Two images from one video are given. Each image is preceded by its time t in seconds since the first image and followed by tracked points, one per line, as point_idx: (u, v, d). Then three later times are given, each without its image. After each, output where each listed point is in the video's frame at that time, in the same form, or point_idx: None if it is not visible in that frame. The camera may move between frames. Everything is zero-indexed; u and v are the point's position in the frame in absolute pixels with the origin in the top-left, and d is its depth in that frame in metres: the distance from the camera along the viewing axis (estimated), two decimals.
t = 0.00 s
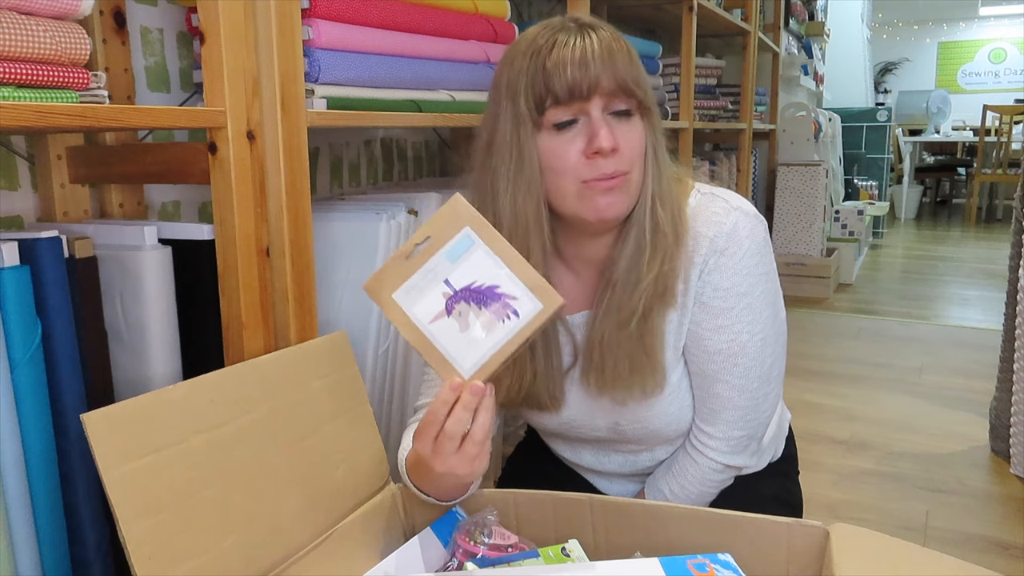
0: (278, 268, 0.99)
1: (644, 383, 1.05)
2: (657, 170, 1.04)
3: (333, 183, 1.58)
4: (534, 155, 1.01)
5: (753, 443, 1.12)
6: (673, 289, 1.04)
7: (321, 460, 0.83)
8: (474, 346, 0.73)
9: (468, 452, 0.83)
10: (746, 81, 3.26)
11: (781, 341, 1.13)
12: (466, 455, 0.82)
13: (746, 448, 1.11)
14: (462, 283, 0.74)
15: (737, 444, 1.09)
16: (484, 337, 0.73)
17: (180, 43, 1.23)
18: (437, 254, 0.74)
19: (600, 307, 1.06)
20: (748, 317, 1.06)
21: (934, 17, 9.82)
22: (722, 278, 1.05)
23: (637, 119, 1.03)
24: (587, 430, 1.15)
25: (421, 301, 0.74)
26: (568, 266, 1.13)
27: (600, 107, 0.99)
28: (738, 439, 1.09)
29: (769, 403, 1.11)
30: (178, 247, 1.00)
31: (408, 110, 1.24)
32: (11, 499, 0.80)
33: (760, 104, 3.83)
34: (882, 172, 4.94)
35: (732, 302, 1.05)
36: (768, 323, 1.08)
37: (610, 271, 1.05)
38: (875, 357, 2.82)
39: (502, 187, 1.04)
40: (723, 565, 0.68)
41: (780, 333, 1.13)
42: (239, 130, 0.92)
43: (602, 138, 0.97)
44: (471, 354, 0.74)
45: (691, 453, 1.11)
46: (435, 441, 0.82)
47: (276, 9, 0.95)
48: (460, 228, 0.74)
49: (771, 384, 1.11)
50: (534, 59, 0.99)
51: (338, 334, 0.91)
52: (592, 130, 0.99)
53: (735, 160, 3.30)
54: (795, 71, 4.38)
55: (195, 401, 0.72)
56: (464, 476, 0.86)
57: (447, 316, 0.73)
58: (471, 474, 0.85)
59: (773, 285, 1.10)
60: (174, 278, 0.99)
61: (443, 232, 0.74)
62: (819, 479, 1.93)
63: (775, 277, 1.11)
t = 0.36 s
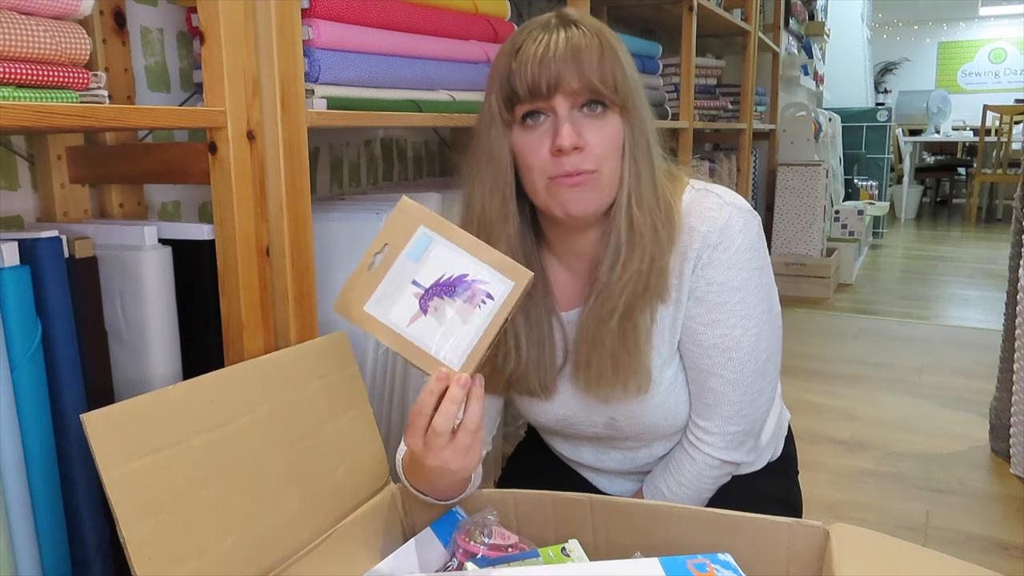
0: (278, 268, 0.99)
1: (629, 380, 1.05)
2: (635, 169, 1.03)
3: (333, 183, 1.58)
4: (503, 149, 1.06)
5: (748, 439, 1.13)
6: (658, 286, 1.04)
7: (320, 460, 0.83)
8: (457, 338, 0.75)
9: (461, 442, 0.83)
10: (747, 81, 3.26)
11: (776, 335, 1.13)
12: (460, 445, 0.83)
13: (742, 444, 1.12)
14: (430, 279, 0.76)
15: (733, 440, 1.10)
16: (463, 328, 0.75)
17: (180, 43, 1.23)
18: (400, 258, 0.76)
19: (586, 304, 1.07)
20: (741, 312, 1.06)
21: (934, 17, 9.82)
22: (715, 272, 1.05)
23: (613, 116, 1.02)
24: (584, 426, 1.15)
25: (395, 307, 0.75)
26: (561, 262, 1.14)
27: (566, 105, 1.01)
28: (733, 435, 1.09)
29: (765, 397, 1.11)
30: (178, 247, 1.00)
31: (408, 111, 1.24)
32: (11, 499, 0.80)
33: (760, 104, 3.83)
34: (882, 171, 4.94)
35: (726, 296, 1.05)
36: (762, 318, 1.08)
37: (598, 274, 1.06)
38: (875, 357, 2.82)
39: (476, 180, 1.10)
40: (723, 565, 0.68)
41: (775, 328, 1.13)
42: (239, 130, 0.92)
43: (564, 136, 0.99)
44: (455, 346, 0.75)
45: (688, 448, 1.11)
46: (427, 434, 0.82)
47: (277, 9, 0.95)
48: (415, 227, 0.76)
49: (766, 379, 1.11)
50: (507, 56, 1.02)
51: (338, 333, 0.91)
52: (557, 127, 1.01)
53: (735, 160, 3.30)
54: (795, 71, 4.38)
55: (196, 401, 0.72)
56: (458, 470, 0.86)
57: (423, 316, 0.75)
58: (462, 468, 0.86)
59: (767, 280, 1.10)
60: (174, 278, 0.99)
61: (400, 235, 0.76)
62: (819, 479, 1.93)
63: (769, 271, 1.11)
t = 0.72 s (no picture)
0: (278, 268, 0.99)
1: (625, 374, 1.05)
2: (631, 165, 1.04)
3: (333, 183, 1.58)
4: (500, 146, 1.06)
5: (745, 434, 1.12)
6: (652, 281, 1.04)
7: (320, 459, 0.83)
8: (476, 362, 0.77)
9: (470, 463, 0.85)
10: (746, 81, 3.26)
11: (770, 331, 1.13)
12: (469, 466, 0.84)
13: (739, 439, 1.11)
14: (452, 301, 0.77)
15: (729, 435, 1.09)
16: (484, 353, 0.77)
17: (180, 43, 1.23)
18: (422, 275, 0.76)
19: (582, 300, 1.07)
20: (736, 306, 1.06)
21: (934, 17, 9.82)
22: (709, 267, 1.05)
23: (609, 113, 1.03)
24: (582, 423, 1.15)
25: (416, 327, 0.76)
26: (558, 260, 1.15)
27: (561, 102, 1.01)
28: (729, 430, 1.09)
29: (761, 392, 1.11)
30: (178, 247, 1.00)
31: (408, 111, 1.24)
32: (11, 499, 0.80)
33: (760, 104, 3.83)
34: (882, 171, 4.94)
35: (720, 290, 1.05)
36: (756, 312, 1.08)
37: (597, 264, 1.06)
38: (875, 357, 2.82)
39: (473, 177, 1.10)
40: (723, 565, 0.68)
41: (770, 324, 1.13)
42: (239, 130, 0.92)
43: (560, 132, 1.00)
44: (475, 372, 0.77)
45: (684, 444, 1.11)
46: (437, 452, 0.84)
47: (276, 9, 0.95)
48: (439, 245, 0.77)
49: (762, 374, 1.11)
50: (503, 55, 1.03)
51: (339, 333, 0.91)
52: (553, 124, 1.02)
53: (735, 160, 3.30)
54: (795, 71, 4.38)
55: (195, 401, 0.72)
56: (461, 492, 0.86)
57: (445, 339, 0.77)
58: (462, 493, 0.86)
59: (760, 275, 1.10)
60: (174, 278, 0.99)
61: (423, 251, 0.77)
62: (819, 479, 1.93)
63: (763, 267, 1.11)
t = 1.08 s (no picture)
0: (278, 268, 0.99)
1: (619, 374, 1.05)
2: (619, 164, 1.04)
3: (333, 183, 1.58)
4: (489, 147, 1.07)
5: (744, 433, 1.12)
6: (645, 281, 1.04)
7: (320, 459, 0.83)
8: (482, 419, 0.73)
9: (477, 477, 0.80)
10: (746, 81, 3.26)
11: (768, 329, 1.12)
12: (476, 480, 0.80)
13: (737, 438, 1.11)
14: (451, 373, 0.70)
15: (727, 434, 1.10)
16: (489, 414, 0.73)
17: (180, 43, 1.23)
18: (418, 348, 0.69)
19: (577, 301, 1.08)
20: (732, 304, 1.06)
21: (934, 17, 9.82)
22: (705, 266, 1.05)
23: (595, 112, 1.02)
24: (580, 423, 1.15)
25: (417, 392, 0.73)
26: (553, 260, 1.15)
27: (546, 102, 1.01)
28: (728, 428, 1.09)
29: (759, 390, 1.11)
30: (178, 247, 1.00)
31: (408, 111, 1.24)
32: (11, 499, 0.80)
33: (761, 104, 3.83)
34: (882, 171, 4.94)
35: (715, 289, 1.05)
36: (752, 311, 1.08)
37: (588, 268, 1.07)
38: (875, 357, 2.82)
39: (465, 177, 1.11)
40: (723, 566, 0.68)
41: (767, 323, 1.12)
42: (239, 130, 0.92)
43: (543, 132, 0.99)
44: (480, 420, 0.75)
45: (683, 444, 1.11)
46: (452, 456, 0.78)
47: (276, 9, 0.95)
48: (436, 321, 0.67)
49: (759, 372, 1.11)
50: (490, 56, 1.03)
51: (339, 332, 0.91)
52: (537, 124, 1.01)
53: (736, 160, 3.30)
54: (795, 71, 4.38)
55: (196, 400, 0.72)
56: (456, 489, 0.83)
57: (446, 404, 0.73)
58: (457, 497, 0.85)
59: (756, 273, 1.10)
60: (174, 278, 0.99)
61: (417, 324, 0.69)
62: (819, 479, 1.93)
63: (759, 265, 1.11)
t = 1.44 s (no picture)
0: (278, 268, 0.99)
1: (618, 375, 1.05)
2: (617, 164, 1.04)
3: (333, 183, 1.58)
4: (485, 151, 1.08)
5: (743, 431, 1.12)
6: (643, 282, 1.04)
7: (320, 459, 0.83)
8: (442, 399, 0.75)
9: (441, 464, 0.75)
10: (747, 81, 3.26)
11: (766, 327, 1.12)
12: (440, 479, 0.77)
13: (736, 436, 1.12)
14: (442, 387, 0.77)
15: (726, 431, 1.10)
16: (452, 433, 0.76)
17: (180, 43, 1.23)
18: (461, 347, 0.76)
19: (576, 303, 1.08)
20: (730, 302, 1.06)
21: (934, 17, 9.82)
22: (702, 264, 1.05)
23: (592, 115, 1.03)
24: (579, 423, 1.15)
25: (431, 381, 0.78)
26: (552, 260, 1.15)
27: (543, 105, 1.02)
28: (727, 426, 1.09)
29: (757, 388, 1.11)
30: (178, 247, 1.00)
31: (408, 111, 1.25)
32: (11, 499, 0.80)
33: (761, 104, 3.83)
34: (882, 172, 4.94)
35: (713, 288, 1.05)
36: (751, 309, 1.08)
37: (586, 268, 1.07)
38: (876, 357, 2.82)
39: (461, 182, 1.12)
40: (723, 565, 0.68)
41: (766, 321, 1.12)
42: (239, 130, 0.92)
43: (542, 136, 1.00)
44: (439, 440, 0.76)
45: (682, 442, 1.11)
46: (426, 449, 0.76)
47: (276, 9, 0.95)
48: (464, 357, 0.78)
49: (757, 370, 1.11)
50: (486, 61, 1.04)
51: (339, 333, 0.91)
52: (535, 128, 1.02)
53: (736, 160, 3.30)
54: (795, 71, 4.38)
55: (196, 400, 0.72)
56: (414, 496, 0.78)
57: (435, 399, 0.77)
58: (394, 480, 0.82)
59: (754, 272, 1.10)
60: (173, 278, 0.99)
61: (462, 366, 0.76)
62: (819, 479, 1.93)
63: (757, 263, 1.11)
